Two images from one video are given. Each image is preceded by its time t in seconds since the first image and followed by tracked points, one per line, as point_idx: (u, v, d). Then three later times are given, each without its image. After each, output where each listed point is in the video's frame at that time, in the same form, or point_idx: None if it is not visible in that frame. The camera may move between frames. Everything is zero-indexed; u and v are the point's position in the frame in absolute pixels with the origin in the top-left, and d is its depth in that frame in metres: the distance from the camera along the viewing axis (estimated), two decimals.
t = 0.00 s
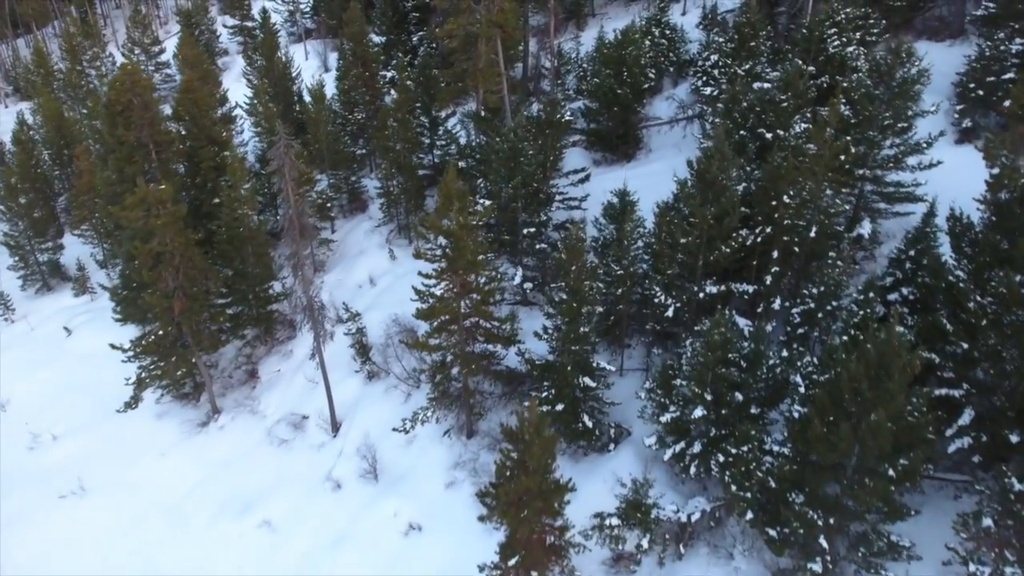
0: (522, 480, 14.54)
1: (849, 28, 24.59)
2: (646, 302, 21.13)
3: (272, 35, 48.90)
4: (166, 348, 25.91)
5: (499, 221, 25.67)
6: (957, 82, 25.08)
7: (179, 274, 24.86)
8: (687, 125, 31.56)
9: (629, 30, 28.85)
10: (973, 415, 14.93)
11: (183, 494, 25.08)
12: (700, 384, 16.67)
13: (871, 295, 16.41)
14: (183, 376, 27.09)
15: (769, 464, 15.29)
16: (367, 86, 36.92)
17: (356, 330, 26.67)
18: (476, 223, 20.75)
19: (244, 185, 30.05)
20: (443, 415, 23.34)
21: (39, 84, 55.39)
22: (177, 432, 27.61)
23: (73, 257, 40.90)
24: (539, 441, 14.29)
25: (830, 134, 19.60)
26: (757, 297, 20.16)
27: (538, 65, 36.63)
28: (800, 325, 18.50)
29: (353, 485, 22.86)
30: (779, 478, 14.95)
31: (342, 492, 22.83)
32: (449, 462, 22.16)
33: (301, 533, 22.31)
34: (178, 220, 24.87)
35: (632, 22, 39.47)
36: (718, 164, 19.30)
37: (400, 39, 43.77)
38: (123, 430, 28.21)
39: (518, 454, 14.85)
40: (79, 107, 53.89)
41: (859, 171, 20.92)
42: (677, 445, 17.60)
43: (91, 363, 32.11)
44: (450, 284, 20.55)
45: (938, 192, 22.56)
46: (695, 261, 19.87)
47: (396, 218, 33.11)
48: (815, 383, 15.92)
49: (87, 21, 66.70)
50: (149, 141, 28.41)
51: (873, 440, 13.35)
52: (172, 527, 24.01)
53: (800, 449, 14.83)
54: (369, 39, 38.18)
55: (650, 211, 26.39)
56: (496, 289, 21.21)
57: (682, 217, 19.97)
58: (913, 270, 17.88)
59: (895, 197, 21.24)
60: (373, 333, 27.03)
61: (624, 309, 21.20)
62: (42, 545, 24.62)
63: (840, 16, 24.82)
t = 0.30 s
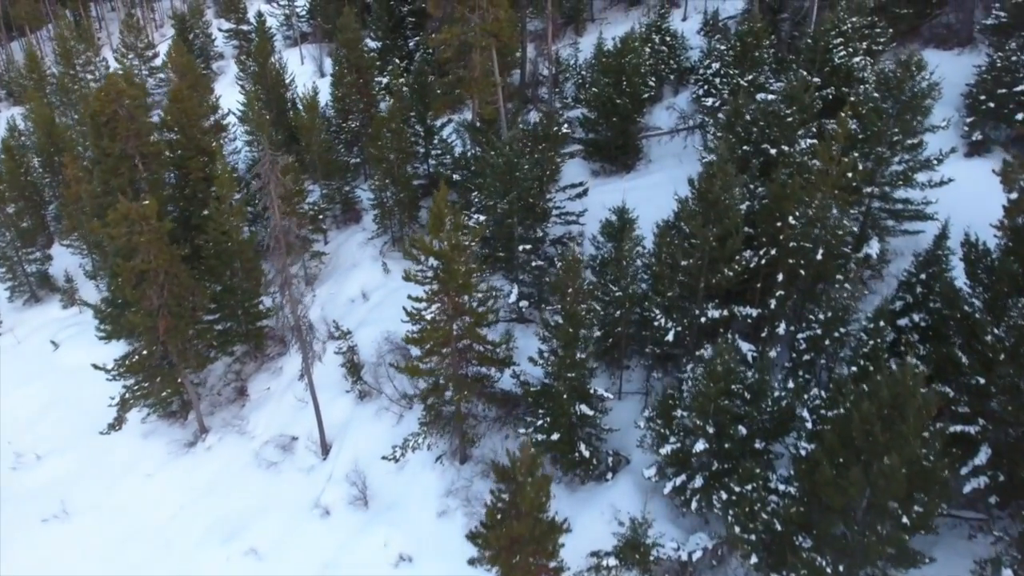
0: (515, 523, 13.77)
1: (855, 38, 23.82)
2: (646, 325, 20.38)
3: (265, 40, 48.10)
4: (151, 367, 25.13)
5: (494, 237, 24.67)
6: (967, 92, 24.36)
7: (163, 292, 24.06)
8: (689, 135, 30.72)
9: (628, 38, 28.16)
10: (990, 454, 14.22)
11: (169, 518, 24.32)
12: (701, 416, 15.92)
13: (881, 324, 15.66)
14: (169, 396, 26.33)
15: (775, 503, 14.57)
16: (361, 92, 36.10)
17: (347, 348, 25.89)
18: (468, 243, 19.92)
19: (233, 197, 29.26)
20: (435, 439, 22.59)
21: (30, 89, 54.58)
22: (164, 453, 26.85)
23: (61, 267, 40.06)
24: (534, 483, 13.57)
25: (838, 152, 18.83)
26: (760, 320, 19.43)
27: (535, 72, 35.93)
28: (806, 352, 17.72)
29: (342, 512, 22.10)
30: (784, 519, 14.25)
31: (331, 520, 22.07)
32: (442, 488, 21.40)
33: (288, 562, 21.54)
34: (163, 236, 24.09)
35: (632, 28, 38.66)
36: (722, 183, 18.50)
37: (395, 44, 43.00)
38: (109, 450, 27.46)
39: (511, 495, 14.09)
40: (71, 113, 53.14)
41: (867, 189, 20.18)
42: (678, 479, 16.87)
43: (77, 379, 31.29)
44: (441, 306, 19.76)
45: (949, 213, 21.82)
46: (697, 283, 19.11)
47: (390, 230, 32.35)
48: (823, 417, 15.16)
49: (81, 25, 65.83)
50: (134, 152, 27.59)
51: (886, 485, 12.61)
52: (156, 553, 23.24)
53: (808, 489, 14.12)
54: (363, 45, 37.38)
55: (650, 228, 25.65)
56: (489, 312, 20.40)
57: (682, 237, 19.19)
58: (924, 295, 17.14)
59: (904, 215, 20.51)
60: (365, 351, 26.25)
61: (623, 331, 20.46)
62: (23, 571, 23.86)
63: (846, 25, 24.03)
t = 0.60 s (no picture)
0: (506, 570, 13.10)
1: (861, 49, 23.08)
2: (645, 349, 19.69)
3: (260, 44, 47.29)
4: (137, 388, 24.44)
5: (487, 255, 23.83)
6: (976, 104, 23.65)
7: (147, 312, 23.36)
8: (689, 146, 30.05)
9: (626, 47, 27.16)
10: (1006, 497, 13.69)
11: (153, 545, 23.61)
12: (702, 450, 15.24)
13: (891, 356, 15.00)
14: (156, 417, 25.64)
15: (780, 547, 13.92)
16: (356, 100, 35.39)
17: (338, 368, 25.17)
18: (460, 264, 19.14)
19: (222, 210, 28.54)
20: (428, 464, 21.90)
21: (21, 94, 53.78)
22: (151, 475, 26.18)
23: (50, 278, 39.27)
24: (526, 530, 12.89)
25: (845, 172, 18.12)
26: (763, 346, 18.75)
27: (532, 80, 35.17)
28: (812, 382, 17.02)
29: (330, 541, 21.35)
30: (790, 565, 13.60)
31: (318, 549, 21.33)
32: (433, 518, 20.66)
33: None
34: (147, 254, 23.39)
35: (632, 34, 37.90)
36: (724, 205, 17.79)
37: (392, 50, 42.24)
38: (94, 471, 26.77)
39: (502, 540, 13.43)
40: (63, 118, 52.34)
41: (875, 209, 19.49)
42: (678, 516, 16.20)
43: (63, 396, 30.56)
44: (432, 331, 19.01)
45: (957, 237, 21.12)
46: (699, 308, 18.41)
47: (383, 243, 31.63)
48: (830, 455, 14.45)
49: (75, 28, 64.94)
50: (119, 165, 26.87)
51: (899, 536, 11.96)
52: None
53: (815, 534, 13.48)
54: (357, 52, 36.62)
55: (650, 247, 25.00)
56: (482, 336, 19.67)
57: (683, 260, 18.48)
58: (935, 323, 16.49)
59: (913, 236, 19.82)
60: (356, 370, 25.52)
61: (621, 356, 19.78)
62: None
63: (852, 36, 23.30)
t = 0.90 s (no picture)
0: None
1: (867, 62, 22.39)
2: (644, 375, 19.02)
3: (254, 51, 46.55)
4: (122, 411, 23.78)
5: (480, 274, 23.09)
6: (984, 118, 23.00)
7: (131, 332, 22.71)
8: (689, 159, 29.38)
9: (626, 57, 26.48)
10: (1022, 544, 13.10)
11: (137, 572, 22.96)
12: (701, 489, 14.59)
13: (900, 392, 14.36)
14: (142, 438, 24.93)
15: None
16: (351, 109, 34.70)
17: (328, 388, 24.49)
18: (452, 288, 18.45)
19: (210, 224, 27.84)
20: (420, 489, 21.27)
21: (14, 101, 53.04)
22: (136, 496, 25.47)
23: (39, 289, 38.44)
24: None
25: (853, 195, 17.45)
26: (766, 373, 18.07)
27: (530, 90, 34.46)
28: (816, 413, 16.37)
29: (318, 570, 20.68)
30: None
31: None
32: (424, 548, 19.96)
33: None
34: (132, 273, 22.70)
35: (632, 42, 37.20)
36: (726, 227, 17.09)
37: (388, 56, 41.53)
38: (78, 493, 26.08)
39: None
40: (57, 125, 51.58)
41: (882, 230, 18.82)
42: (677, 555, 15.52)
43: (48, 415, 29.80)
44: (421, 357, 18.25)
45: (966, 260, 20.47)
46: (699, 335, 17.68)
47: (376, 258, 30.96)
48: (837, 497, 13.86)
49: (70, 32, 64.22)
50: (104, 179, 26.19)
51: None
52: None
53: None
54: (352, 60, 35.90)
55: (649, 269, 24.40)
56: (474, 360, 18.98)
57: (683, 282, 17.79)
58: (945, 353, 15.86)
59: (920, 258, 19.23)
60: (347, 391, 24.86)
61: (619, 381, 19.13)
62: None
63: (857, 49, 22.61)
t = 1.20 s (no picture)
0: None
1: (873, 75, 21.66)
2: (642, 403, 18.38)
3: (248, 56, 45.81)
4: (105, 434, 23.12)
5: (473, 292, 22.40)
6: (992, 133, 22.28)
7: (115, 354, 22.04)
8: (689, 172, 28.70)
9: (625, 68, 25.78)
10: None
11: None
12: (701, 531, 13.97)
13: (909, 431, 13.75)
14: (127, 461, 24.28)
15: None
16: (344, 118, 34.03)
17: (318, 410, 23.86)
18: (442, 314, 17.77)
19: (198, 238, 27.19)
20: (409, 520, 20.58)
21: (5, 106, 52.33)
22: (121, 520, 24.82)
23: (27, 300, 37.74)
24: None
25: (859, 218, 16.78)
26: (769, 404, 17.37)
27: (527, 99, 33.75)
28: (820, 447, 15.79)
29: None
30: None
31: None
32: None
33: None
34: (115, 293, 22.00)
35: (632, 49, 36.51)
36: (727, 254, 16.35)
37: (384, 63, 40.85)
38: (62, 516, 25.43)
39: None
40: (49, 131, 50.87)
41: (889, 253, 18.14)
42: None
43: (33, 433, 29.13)
44: (411, 386, 17.60)
45: (976, 286, 19.88)
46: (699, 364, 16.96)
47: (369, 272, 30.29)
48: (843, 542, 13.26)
49: (64, 36, 63.43)
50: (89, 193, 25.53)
51: None
52: None
53: None
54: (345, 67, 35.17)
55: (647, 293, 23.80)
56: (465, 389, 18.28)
57: (682, 308, 17.12)
58: (955, 386, 15.26)
59: (928, 282, 18.61)
60: (337, 413, 24.20)
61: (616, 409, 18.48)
62: None
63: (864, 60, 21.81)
